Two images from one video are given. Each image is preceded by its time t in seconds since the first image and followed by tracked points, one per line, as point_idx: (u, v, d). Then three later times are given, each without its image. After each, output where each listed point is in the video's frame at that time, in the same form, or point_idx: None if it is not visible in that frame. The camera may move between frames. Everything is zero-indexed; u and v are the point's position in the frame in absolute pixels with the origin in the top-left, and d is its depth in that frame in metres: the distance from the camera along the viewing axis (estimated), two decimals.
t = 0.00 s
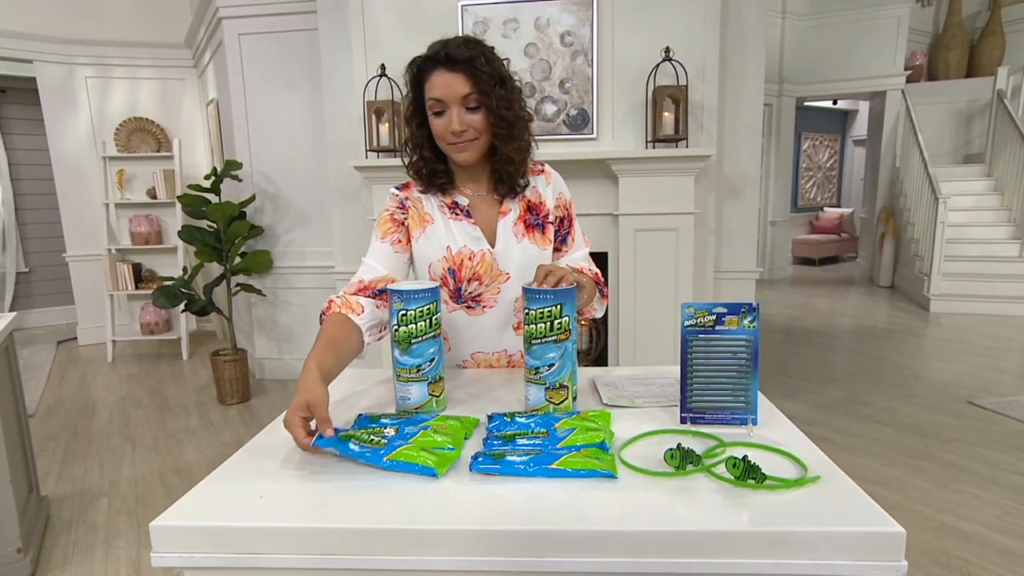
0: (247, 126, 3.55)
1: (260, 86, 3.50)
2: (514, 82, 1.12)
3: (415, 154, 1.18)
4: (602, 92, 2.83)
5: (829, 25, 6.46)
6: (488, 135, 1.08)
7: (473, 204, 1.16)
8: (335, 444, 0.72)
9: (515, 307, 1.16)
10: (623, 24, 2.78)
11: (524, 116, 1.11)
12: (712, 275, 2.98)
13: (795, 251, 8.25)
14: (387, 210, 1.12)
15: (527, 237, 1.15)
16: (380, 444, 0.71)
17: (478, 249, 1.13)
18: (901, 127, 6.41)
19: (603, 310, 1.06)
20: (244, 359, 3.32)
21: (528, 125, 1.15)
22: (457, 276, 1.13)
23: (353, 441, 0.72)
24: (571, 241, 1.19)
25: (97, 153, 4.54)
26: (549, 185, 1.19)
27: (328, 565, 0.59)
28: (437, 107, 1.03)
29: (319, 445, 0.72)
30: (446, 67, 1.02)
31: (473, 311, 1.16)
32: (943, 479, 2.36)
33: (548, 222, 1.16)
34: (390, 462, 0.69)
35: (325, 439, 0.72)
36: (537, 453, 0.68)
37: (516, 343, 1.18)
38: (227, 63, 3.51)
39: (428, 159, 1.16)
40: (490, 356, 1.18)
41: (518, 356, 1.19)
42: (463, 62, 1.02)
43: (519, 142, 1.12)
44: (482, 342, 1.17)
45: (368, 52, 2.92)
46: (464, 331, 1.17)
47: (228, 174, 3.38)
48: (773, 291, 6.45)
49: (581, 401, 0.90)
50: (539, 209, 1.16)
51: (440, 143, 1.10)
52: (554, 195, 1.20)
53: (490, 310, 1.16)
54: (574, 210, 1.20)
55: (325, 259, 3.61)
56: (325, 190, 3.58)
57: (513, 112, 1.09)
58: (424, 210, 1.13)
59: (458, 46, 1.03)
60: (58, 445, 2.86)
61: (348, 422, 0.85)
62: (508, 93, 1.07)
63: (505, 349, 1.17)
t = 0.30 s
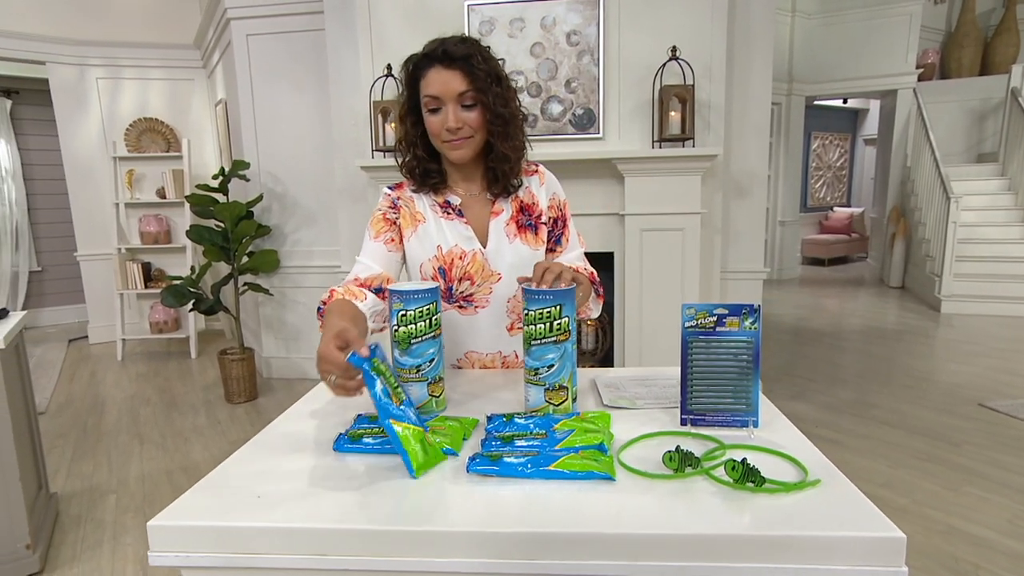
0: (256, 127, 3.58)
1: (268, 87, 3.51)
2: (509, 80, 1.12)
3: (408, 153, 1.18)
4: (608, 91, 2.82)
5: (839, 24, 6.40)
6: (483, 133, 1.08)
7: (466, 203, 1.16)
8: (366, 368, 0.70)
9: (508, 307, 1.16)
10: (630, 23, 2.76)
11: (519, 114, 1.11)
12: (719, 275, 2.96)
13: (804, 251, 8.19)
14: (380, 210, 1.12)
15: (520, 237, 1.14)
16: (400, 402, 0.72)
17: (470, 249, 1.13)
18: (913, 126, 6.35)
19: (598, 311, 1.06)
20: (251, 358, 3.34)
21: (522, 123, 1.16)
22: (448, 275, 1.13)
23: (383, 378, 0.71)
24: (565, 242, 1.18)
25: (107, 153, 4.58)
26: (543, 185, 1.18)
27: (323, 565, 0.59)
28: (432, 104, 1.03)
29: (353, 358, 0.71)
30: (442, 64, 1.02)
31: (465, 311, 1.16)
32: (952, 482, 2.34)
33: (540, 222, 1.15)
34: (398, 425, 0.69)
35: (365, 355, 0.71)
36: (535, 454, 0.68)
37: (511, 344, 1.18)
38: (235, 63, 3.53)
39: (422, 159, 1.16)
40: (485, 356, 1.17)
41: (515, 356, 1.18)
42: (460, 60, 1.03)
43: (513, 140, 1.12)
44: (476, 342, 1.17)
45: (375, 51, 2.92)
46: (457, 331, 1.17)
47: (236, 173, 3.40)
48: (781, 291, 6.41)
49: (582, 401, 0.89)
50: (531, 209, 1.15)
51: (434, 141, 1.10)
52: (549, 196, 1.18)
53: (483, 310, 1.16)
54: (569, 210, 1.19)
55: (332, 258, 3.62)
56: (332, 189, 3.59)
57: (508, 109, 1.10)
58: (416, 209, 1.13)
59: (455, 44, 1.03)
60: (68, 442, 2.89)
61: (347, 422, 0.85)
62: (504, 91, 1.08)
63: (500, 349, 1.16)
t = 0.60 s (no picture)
0: (264, 127, 3.60)
1: (277, 87, 3.53)
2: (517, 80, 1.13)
3: (411, 149, 1.18)
4: (615, 90, 2.81)
5: (850, 22, 6.35)
6: (489, 130, 1.08)
7: (467, 202, 1.16)
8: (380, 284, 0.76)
9: (508, 305, 1.16)
10: (637, 23, 2.75)
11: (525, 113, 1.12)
12: (727, 276, 2.94)
13: (814, 251, 8.13)
14: (382, 207, 1.14)
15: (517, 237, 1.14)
16: (410, 322, 0.77)
17: (468, 247, 1.13)
18: (925, 125, 6.28)
19: (592, 307, 1.04)
20: (259, 356, 3.36)
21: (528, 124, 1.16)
22: (446, 273, 1.14)
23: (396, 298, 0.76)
24: (559, 238, 1.12)
25: (119, 153, 4.63)
26: (543, 183, 1.17)
27: (321, 565, 0.59)
28: (440, 99, 1.02)
29: (371, 274, 0.77)
30: (452, 60, 1.03)
31: (466, 310, 1.16)
32: (963, 485, 2.31)
33: (538, 222, 1.14)
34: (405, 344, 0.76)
35: (383, 273, 0.76)
36: (534, 455, 0.68)
37: (512, 344, 1.17)
38: (244, 64, 3.56)
39: (426, 157, 1.17)
40: (486, 355, 1.17)
41: (517, 356, 1.17)
42: (469, 56, 1.03)
43: (519, 139, 1.13)
44: (477, 341, 1.17)
45: (382, 51, 2.93)
46: (457, 329, 1.17)
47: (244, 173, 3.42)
48: (791, 292, 6.37)
49: (582, 403, 0.89)
50: (530, 209, 1.14)
51: (439, 138, 1.09)
52: (549, 192, 1.16)
53: (483, 309, 1.16)
54: (569, 207, 1.14)
55: (339, 258, 3.64)
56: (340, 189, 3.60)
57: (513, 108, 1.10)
58: (416, 206, 1.13)
59: (466, 41, 1.04)
60: (78, 439, 2.92)
61: (348, 422, 0.85)
62: (512, 89, 1.08)
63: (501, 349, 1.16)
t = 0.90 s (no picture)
0: (272, 127, 3.62)
1: (285, 88, 3.55)
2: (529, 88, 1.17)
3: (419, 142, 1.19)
4: (622, 89, 2.80)
5: (861, 20, 6.29)
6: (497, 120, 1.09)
7: (467, 200, 1.17)
8: (392, 203, 0.84)
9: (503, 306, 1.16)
10: (645, 22, 2.74)
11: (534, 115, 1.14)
12: (734, 276, 2.93)
13: (824, 251, 8.08)
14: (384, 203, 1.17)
15: (512, 237, 1.14)
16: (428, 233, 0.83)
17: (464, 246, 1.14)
18: (938, 123, 6.21)
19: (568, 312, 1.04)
20: (267, 355, 3.38)
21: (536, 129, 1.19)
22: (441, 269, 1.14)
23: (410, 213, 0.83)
24: (549, 237, 1.12)
25: (129, 154, 4.67)
26: (542, 183, 1.16)
27: (320, 565, 0.59)
28: (453, 78, 1.04)
29: (380, 198, 0.85)
30: (470, 47, 1.06)
31: (462, 307, 1.17)
32: (974, 488, 2.28)
33: (532, 223, 1.14)
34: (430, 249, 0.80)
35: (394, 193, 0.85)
36: (534, 456, 0.68)
37: (512, 344, 1.17)
38: (252, 65, 3.58)
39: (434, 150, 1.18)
40: (486, 354, 1.17)
41: (518, 356, 1.17)
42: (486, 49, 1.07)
43: (526, 134, 1.14)
44: (477, 340, 1.17)
45: (389, 51, 2.94)
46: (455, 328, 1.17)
47: (252, 173, 3.44)
48: (800, 292, 6.33)
49: (584, 403, 0.89)
50: (526, 209, 1.14)
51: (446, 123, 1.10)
52: (546, 192, 1.15)
53: (479, 308, 1.17)
54: (565, 207, 1.13)
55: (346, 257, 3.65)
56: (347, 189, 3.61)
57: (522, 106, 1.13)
58: (417, 201, 1.15)
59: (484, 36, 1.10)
60: (89, 437, 2.95)
61: (349, 421, 0.85)
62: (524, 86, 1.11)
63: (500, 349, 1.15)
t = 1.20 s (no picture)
0: (282, 127, 3.64)
1: (294, 88, 3.57)
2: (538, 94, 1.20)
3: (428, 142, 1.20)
4: (630, 89, 2.79)
5: (873, 18, 6.23)
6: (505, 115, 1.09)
7: (470, 200, 1.17)
8: (402, 184, 0.87)
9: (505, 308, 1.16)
10: (653, 21, 2.73)
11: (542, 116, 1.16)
12: (743, 276, 2.91)
13: (835, 251, 8.01)
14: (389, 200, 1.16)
15: (514, 238, 1.14)
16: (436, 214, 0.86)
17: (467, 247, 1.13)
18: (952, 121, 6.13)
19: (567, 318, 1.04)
20: (275, 354, 3.40)
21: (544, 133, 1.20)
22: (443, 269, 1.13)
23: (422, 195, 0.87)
24: (552, 240, 1.11)
25: (141, 154, 4.72)
26: (547, 185, 1.15)
27: (319, 564, 0.59)
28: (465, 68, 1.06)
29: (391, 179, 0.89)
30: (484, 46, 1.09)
31: (465, 306, 1.15)
32: (986, 492, 2.25)
33: (535, 225, 1.13)
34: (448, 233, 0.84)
35: (403, 175, 0.88)
36: (534, 457, 0.67)
37: (514, 344, 1.17)
38: (262, 66, 3.60)
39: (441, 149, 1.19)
40: (488, 354, 1.17)
41: (520, 356, 1.17)
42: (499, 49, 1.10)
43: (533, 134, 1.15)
44: (479, 338, 1.17)
45: (397, 51, 2.94)
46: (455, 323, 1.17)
47: (261, 173, 3.47)
48: (810, 292, 6.27)
49: (587, 404, 0.88)
50: (529, 211, 1.14)
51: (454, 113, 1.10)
52: (550, 194, 1.15)
53: (482, 308, 1.15)
54: (569, 210, 1.12)
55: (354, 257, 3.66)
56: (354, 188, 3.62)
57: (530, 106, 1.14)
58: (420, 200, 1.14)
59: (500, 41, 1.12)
60: (100, 434, 2.98)
61: (351, 422, 0.85)
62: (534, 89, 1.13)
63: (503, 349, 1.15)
